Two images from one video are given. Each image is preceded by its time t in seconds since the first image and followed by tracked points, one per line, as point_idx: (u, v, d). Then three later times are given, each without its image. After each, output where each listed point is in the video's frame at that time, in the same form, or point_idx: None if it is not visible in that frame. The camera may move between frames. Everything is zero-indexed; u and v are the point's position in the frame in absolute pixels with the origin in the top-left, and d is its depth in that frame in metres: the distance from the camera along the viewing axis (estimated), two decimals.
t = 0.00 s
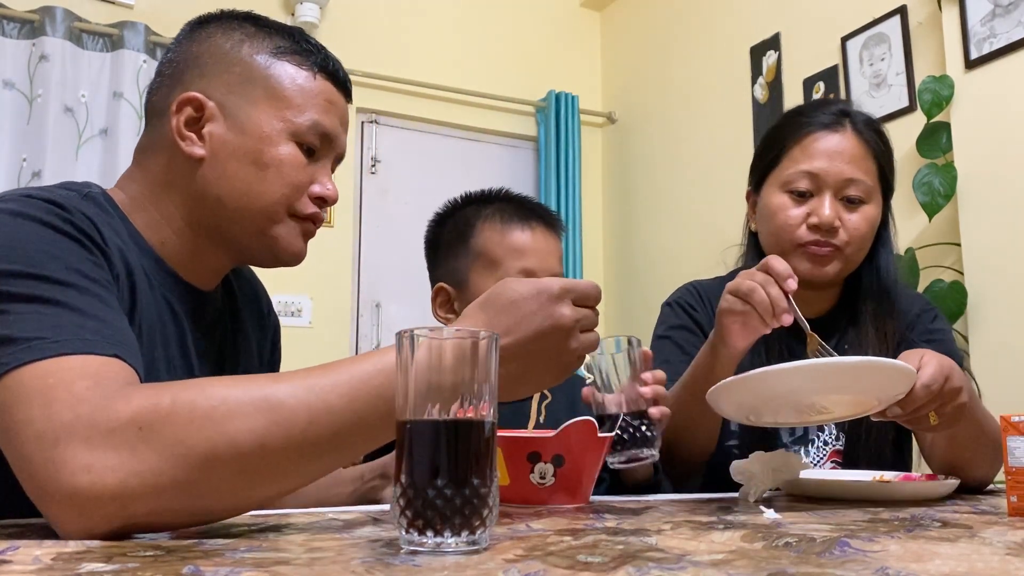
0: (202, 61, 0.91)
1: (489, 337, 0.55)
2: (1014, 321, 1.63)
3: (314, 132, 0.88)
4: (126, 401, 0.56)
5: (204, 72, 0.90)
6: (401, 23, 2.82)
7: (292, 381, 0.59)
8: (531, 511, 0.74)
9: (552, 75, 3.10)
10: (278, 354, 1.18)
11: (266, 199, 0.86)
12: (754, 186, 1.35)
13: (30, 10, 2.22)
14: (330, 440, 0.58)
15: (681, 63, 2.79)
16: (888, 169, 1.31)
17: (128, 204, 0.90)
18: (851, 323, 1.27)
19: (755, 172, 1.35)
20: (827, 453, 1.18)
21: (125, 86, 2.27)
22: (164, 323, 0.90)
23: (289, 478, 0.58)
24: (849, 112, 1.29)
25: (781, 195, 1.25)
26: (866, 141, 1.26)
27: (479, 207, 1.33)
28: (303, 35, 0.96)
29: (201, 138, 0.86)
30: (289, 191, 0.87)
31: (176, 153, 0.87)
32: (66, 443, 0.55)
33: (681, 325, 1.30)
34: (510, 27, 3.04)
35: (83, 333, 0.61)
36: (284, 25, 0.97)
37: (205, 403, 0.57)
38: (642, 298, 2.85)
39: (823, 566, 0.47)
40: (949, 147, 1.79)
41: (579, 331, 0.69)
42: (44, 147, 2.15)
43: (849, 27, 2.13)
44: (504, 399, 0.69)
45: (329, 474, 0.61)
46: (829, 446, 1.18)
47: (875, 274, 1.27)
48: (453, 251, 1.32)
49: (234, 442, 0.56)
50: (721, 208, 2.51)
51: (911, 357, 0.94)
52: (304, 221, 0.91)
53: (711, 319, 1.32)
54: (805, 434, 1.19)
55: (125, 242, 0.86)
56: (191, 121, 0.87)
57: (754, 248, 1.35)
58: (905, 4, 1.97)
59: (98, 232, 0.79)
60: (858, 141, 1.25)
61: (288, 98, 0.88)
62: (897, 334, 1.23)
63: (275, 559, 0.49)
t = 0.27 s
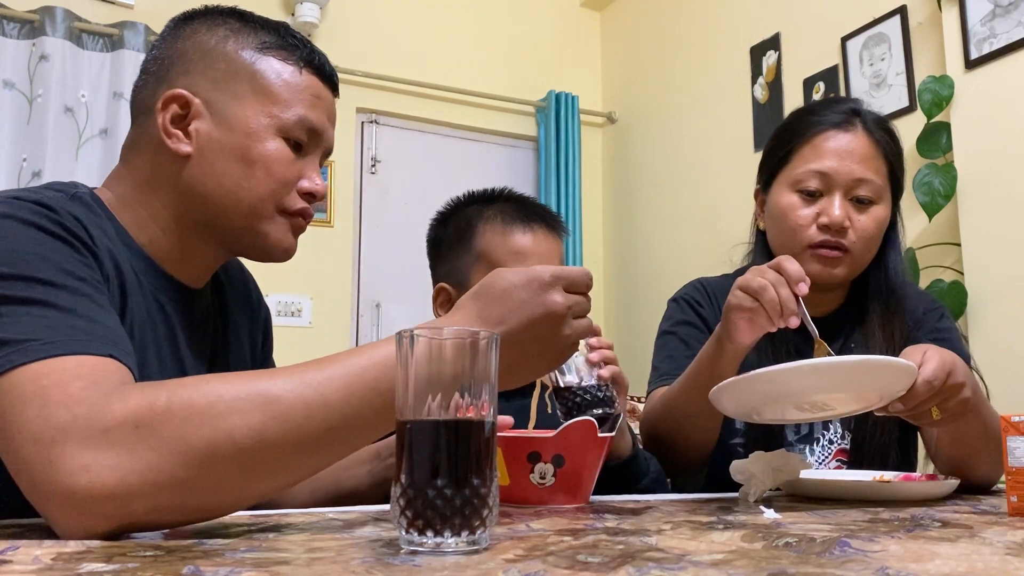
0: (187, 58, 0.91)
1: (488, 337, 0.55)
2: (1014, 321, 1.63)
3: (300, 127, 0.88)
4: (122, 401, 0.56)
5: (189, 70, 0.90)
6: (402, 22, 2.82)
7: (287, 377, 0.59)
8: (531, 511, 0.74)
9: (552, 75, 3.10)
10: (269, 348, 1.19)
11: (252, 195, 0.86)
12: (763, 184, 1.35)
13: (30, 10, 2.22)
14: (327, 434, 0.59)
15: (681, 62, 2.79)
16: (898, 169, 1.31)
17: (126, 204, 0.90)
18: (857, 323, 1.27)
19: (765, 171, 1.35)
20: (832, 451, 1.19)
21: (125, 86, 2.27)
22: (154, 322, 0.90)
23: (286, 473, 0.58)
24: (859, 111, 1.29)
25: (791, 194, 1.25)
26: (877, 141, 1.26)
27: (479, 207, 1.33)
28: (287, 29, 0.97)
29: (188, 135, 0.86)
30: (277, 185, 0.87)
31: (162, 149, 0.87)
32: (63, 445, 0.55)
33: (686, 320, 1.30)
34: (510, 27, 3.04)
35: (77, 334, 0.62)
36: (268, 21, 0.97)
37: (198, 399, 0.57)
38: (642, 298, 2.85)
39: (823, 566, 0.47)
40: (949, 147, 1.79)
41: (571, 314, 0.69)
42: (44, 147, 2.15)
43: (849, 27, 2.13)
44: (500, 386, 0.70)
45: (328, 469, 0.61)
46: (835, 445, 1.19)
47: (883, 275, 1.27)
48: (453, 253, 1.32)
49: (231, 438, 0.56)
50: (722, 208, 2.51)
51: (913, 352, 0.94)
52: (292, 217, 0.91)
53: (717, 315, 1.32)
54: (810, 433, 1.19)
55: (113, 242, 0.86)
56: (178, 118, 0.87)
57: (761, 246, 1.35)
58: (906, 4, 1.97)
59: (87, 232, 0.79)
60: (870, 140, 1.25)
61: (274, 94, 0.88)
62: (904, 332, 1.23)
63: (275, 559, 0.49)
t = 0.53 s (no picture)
0: (173, 54, 0.91)
1: (488, 336, 0.55)
2: (1014, 320, 1.64)
3: (288, 121, 0.88)
4: (116, 399, 0.56)
5: (176, 66, 0.90)
6: (402, 22, 2.82)
7: (281, 372, 0.59)
8: (531, 511, 0.74)
9: (552, 75, 3.10)
10: (263, 341, 1.19)
11: (240, 193, 0.86)
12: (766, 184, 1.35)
13: (30, 10, 2.22)
14: (324, 427, 0.59)
15: (681, 62, 2.79)
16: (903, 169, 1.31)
17: (124, 204, 0.90)
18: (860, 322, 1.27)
19: (768, 171, 1.35)
20: (834, 451, 1.18)
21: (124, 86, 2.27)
22: (146, 322, 0.90)
23: (285, 467, 0.58)
24: (863, 110, 1.29)
25: (795, 194, 1.25)
26: (880, 141, 1.26)
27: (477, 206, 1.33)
28: (273, 24, 0.97)
29: (176, 132, 0.86)
30: (266, 183, 0.87)
31: (150, 147, 0.87)
32: (58, 444, 0.55)
33: (688, 317, 1.30)
34: (510, 27, 3.04)
35: (70, 334, 0.61)
36: (254, 15, 0.98)
37: (192, 397, 0.57)
38: (642, 298, 2.85)
39: (823, 566, 0.47)
40: (949, 147, 1.79)
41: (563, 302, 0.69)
42: (44, 147, 2.15)
43: (849, 27, 2.13)
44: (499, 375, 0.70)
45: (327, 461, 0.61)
46: (836, 444, 1.18)
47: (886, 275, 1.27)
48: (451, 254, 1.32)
49: (225, 433, 0.56)
50: (722, 208, 2.51)
51: (921, 357, 0.95)
52: (280, 215, 0.91)
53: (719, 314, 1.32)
54: (812, 432, 1.19)
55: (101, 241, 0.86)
56: (165, 115, 0.87)
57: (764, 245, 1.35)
58: (906, 4, 1.97)
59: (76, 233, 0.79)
60: (873, 140, 1.25)
61: (261, 89, 0.88)
62: (907, 331, 1.23)
63: (275, 559, 0.49)
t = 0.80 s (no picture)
0: (170, 54, 0.91)
1: (487, 336, 0.55)
2: (1014, 320, 1.63)
3: (285, 121, 0.88)
4: (111, 395, 0.56)
5: (172, 66, 0.90)
6: (402, 22, 2.82)
7: (273, 368, 0.59)
8: (531, 510, 0.74)
9: (552, 75, 3.10)
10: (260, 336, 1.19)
11: (236, 194, 0.87)
12: (767, 186, 1.36)
13: (30, 10, 2.22)
14: (317, 421, 0.59)
15: (681, 62, 2.79)
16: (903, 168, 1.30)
17: (123, 205, 0.90)
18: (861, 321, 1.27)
19: (769, 172, 1.35)
20: (835, 449, 1.19)
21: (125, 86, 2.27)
22: (141, 321, 0.90)
23: (279, 462, 0.58)
24: (859, 109, 1.29)
25: (794, 194, 1.25)
26: (878, 139, 1.26)
27: (480, 204, 1.33)
28: (270, 23, 0.97)
29: (172, 132, 0.86)
30: (263, 182, 0.87)
31: (146, 148, 0.87)
32: (46, 444, 0.55)
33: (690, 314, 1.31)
34: (510, 27, 3.04)
35: (59, 334, 0.62)
36: (252, 15, 0.98)
37: (181, 397, 0.56)
38: (641, 298, 2.86)
39: (823, 567, 0.47)
40: (949, 147, 1.79)
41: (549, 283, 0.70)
42: (44, 147, 2.15)
43: (849, 27, 2.13)
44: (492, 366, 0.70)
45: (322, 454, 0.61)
46: (838, 442, 1.19)
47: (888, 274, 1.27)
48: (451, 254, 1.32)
49: (215, 430, 0.56)
50: (722, 207, 2.51)
51: (929, 344, 0.95)
52: (278, 214, 0.91)
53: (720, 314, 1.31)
54: (814, 430, 1.20)
55: (95, 239, 0.86)
56: (161, 115, 0.87)
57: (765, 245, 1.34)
58: (906, 4, 1.97)
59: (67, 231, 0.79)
60: (871, 138, 1.25)
61: (258, 88, 0.88)
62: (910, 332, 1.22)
63: (275, 559, 0.49)
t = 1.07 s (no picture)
0: (179, 58, 0.91)
1: (487, 337, 0.55)
2: (1015, 320, 1.63)
3: (291, 129, 0.88)
4: (80, 391, 0.56)
5: (181, 70, 0.90)
6: (402, 22, 2.82)
7: (240, 350, 0.59)
8: (531, 511, 0.74)
9: (552, 75, 3.10)
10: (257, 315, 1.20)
11: (239, 203, 0.86)
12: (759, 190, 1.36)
13: (30, 10, 2.22)
14: (289, 396, 0.59)
15: (681, 62, 2.79)
16: (894, 165, 1.30)
17: (124, 206, 0.90)
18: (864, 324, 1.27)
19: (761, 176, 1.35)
20: (835, 449, 1.20)
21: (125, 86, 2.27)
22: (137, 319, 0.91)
23: (256, 441, 0.59)
24: (845, 109, 1.30)
25: (784, 198, 1.25)
26: (863, 136, 1.26)
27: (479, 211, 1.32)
28: (282, 33, 0.97)
29: (178, 136, 0.86)
30: (266, 190, 0.86)
31: (152, 150, 0.87)
32: (21, 445, 0.55)
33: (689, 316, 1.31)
34: (510, 27, 3.04)
35: (42, 332, 0.62)
36: (264, 24, 0.98)
37: (159, 387, 0.56)
38: (641, 297, 2.86)
39: (823, 566, 0.47)
40: (949, 147, 1.79)
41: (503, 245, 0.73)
42: (44, 146, 2.15)
43: (849, 27, 2.13)
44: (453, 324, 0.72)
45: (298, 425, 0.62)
46: (839, 442, 1.20)
47: (887, 269, 1.26)
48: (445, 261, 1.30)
49: (193, 417, 0.56)
50: (722, 207, 2.51)
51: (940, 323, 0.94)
52: (279, 221, 0.89)
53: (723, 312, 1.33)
54: (815, 430, 1.22)
55: (89, 237, 0.87)
56: (168, 119, 0.87)
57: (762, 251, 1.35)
58: (906, 4, 1.97)
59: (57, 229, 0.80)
60: (858, 136, 1.25)
61: (266, 95, 0.88)
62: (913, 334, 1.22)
63: (275, 559, 0.49)
